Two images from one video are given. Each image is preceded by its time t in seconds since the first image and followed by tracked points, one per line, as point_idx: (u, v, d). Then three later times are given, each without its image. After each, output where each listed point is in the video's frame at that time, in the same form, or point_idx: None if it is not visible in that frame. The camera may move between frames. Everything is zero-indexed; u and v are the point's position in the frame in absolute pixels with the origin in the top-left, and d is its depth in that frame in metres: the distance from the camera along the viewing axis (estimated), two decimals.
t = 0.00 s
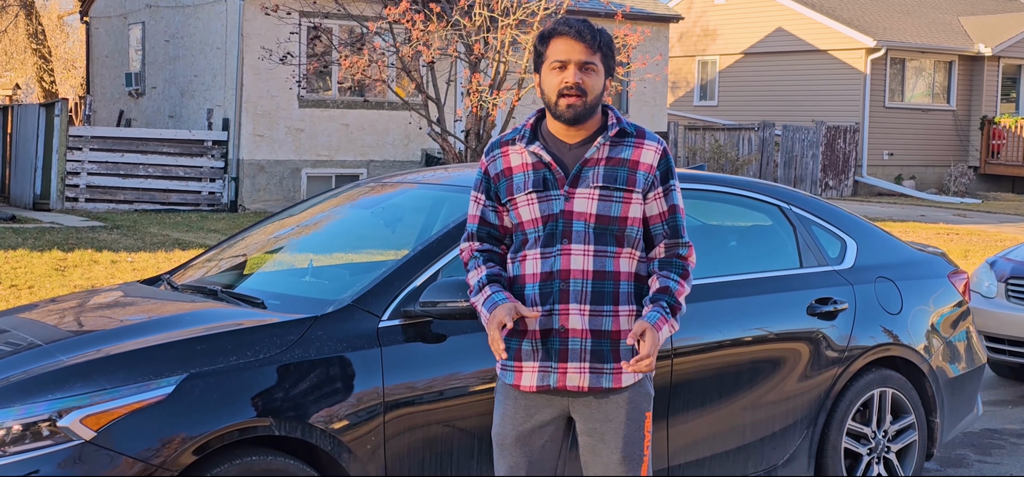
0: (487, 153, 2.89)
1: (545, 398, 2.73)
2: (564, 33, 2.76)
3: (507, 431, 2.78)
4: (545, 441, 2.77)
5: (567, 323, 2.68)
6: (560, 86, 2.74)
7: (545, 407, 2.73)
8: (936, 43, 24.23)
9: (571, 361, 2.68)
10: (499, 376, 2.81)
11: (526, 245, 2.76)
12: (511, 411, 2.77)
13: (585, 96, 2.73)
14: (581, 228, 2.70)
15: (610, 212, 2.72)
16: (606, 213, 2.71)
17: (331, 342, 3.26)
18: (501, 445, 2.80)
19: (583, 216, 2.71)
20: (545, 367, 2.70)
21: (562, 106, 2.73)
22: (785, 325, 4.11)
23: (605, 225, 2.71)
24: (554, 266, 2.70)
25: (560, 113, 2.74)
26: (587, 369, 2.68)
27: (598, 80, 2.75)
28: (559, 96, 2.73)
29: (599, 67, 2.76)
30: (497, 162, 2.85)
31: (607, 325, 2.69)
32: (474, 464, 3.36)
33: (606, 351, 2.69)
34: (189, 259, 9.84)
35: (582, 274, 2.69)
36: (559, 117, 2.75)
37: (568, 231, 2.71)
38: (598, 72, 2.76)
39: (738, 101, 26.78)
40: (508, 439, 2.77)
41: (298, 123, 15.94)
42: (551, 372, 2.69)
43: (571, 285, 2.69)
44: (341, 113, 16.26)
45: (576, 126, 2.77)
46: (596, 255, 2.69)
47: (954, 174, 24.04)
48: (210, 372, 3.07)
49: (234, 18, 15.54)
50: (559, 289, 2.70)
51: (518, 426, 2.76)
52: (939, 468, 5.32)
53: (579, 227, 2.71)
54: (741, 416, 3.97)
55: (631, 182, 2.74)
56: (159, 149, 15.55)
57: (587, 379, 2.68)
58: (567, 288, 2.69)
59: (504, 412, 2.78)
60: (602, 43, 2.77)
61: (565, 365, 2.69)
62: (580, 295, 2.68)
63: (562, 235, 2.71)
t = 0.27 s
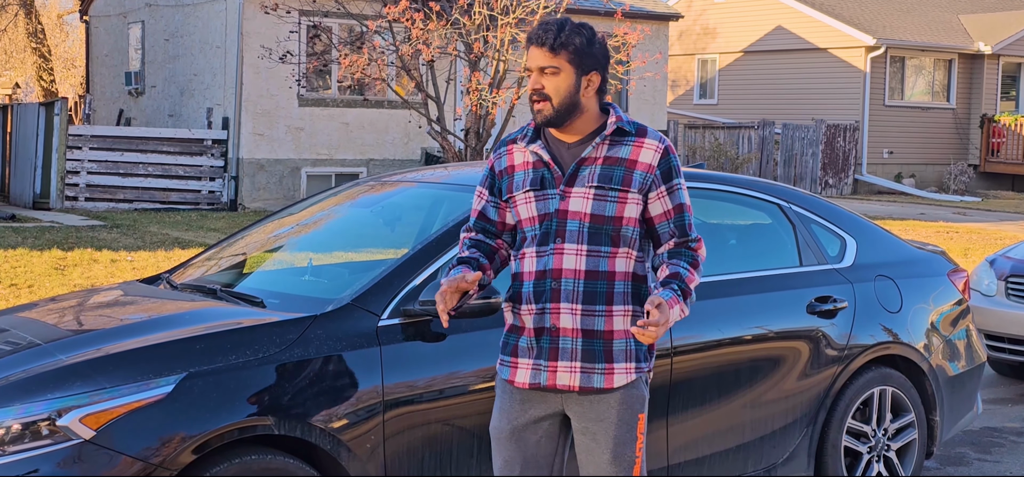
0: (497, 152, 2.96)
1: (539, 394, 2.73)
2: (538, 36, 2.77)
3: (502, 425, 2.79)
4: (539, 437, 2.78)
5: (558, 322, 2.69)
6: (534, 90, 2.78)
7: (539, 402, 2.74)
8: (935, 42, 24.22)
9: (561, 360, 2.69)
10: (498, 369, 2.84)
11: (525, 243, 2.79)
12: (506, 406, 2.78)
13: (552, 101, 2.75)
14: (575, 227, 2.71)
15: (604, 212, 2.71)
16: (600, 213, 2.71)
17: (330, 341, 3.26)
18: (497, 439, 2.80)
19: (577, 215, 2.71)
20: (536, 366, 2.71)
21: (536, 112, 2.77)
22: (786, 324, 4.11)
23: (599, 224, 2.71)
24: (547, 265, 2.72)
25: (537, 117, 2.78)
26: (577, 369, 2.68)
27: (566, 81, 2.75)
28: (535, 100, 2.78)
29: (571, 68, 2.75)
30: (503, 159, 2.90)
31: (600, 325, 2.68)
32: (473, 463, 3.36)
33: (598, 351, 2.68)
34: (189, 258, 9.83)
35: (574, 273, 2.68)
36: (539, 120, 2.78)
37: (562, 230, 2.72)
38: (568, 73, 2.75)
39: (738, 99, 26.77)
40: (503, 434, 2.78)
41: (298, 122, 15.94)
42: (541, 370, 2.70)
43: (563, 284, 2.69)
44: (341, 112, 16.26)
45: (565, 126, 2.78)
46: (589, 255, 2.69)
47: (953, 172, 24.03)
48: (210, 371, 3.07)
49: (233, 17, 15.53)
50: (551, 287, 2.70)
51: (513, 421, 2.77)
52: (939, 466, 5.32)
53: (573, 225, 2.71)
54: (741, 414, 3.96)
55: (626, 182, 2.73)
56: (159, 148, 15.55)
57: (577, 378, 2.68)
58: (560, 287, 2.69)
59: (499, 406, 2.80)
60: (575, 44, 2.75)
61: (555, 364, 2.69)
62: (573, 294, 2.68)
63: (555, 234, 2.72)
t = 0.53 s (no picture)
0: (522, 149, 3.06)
1: (532, 390, 2.75)
2: (530, 36, 2.81)
3: (502, 419, 2.81)
4: (536, 432, 2.78)
5: (540, 319, 2.72)
6: (527, 89, 2.83)
7: (531, 397, 2.76)
8: (934, 39, 24.23)
9: (543, 357, 2.72)
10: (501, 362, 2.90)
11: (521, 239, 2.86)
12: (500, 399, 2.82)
13: (541, 102, 2.79)
14: (560, 227, 2.73)
15: (585, 213, 2.71)
16: (581, 213, 2.72)
17: (329, 339, 3.25)
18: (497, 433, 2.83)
19: (558, 214, 2.75)
20: (521, 361, 2.75)
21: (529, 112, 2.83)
22: (785, 322, 4.11)
23: (580, 225, 2.71)
24: (532, 263, 2.76)
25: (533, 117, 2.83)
26: (558, 367, 2.70)
27: (555, 80, 2.76)
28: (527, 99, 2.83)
29: (557, 68, 2.76)
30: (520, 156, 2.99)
31: (580, 326, 2.68)
32: (473, 461, 3.37)
33: (578, 350, 2.68)
34: (189, 256, 9.82)
35: (555, 273, 2.72)
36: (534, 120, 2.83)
37: (548, 228, 2.75)
38: (557, 73, 2.76)
39: (737, 97, 26.76)
40: (499, 426, 2.81)
41: (297, 120, 15.93)
42: (524, 366, 2.74)
43: (545, 282, 2.73)
44: (340, 110, 16.27)
45: (559, 125, 2.82)
46: (570, 255, 2.71)
47: (953, 170, 24.06)
48: (209, 369, 3.06)
49: (233, 15, 15.51)
50: (535, 285, 2.75)
51: (508, 414, 2.79)
52: (939, 463, 5.32)
53: (558, 225, 2.74)
54: (741, 413, 3.97)
55: (606, 183, 2.72)
56: (158, 146, 15.53)
57: (558, 376, 2.70)
58: (541, 284, 2.73)
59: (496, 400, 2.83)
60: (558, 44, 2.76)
61: (537, 361, 2.73)
62: (554, 293, 2.71)
63: (540, 232, 2.76)
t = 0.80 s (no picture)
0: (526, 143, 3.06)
1: (533, 386, 2.74)
2: (547, 32, 2.78)
3: (501, 418, 2.80)
4: (536, 431, 2.78)
5: (542, 314, 2.72)
6: (540, 85, 2.80)
7: (532, 396, 2.75)
8: (933, 37, 24.24)
9: (544, 352, 2.71)
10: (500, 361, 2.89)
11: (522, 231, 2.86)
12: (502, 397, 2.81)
13: (556, 99, 2.76)
14: (561, 221, 2.74)
15: (584, 209, 2.72)
16: (580, 210, 2.72)
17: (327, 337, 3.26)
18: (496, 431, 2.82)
19: (554, 207, 2.76)
20: (521, 357, 2.74)
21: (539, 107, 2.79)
22: (783, 319, 4.11)
23: (581, 221, 2.72)
24: (534, 256, 2.78)
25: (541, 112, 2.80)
26: (560, 363, 2.69)
27: (570, 79, 2.75)
28: (539, 94, 2.80)
29: (575, 68, 2.75)
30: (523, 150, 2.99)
31: (582, 320, 2.68)
32: (471, 458, 3.37)
33: (580, 345, 2.69)
34: (187, 254, 9.82)
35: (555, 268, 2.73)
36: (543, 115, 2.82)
37: (549, 222, 2.76)
38: (575, 72, 2.75)
39: (736, 94, 26.75)
40: (499, 426, 2.80)
41: (295, 118, 15.93)
42: (526, 361, 2.73)
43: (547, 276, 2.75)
44: (339, 109, 16.26)
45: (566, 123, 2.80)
46: (573, 250, 2.72)
47: (952, 167, 24.08)
48: (207, 367, 3.06)
49: (231, 13, 15.50)
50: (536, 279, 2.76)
51: (508, 413, 2.78)
52: (937, 461, 5.33)
53: (558, 220, 2.74)
54: (740, 410, 3.97)
55: (604, 180, 2.71)
56: (157, 145, 15.53)
57: (559, 371, 2.69)
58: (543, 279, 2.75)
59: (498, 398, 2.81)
60: (577, 43, 2.74)
61: (538, 356, 2.72)
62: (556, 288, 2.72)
63: (541, 227, 2.77)
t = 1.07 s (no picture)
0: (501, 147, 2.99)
1: (531, 388, 2.73)
2: (558, 28, 2.75)
3: (498, 419, 2.79)
4: (535, 432, 2.77)
5: (544, 316, 2.70)
6: (551, 82, 2.74)
7: (531, 397, 2.74)
8: (931, 36, 24.24)
9: (547, 354, 2.69)
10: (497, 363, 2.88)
11: (517, 235, 2.81)
12: (501, 401, 2.80)
13: (575, 96, 2.72)
14: (563, 222, 2.70)
15: (590, 207, 2.69)
16: (586, 208, 2.69)
17: (325, 336, 3.25)
18: (494, 433, 2.81)
19: (559, 209, 2.71)
20: (522, 359, 2.73)
21: (552, 102, 2.73)
22: (782, 318, 4.11)
23: (585, 220, 2.69)
24: (535, 259, 2.73)
25: (550, 108, 2.74)
26: (563, 364, 2.68)
27: (587, 79, 2.74)
28: (550, 91, 2.74)
29: (592, 66, 2.75)
30: (504, 154, 2.93)
31: (586, 320, 2.67)
32: (470, 457, 3.37)
33: (583, 346, 2.67)
34: (186, 253, 9.82)
35: (559, 269, 2.69)
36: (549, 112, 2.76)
37: (550, 225, 2.72)
38: (591, 71, 2.75)
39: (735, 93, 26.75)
40: (498, 427, 2.79)
41: (294, 117, 15.93)
42: (528, 363, 2.72)
43: (550, 278, 2.70)
44: (338, 108, 16.25)
45: (567, 122, 2.77)
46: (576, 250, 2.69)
47: (950, 166, 24.11)
48: (205, 366, 3.06)
49: (229, 12, 15.48)
50: (538, 281, 2.71)
51: (507, 415, 2.77)
52: (935, 460, 5.33)
53: (561, 221, 2.71)
54: (738, 409, 3.97)
55: (611, 177, 2.71)
56: (156, 144, 15.51)
57: (561, 373, 2.68)
58: (546, 281, 2.70)
59: (495, 401, 2.80)
60: (596, 41, 2.75)
61: (540, 358, 2.70)
62: (559, 289, 2.68)
63: (543, 229, 2.73)
